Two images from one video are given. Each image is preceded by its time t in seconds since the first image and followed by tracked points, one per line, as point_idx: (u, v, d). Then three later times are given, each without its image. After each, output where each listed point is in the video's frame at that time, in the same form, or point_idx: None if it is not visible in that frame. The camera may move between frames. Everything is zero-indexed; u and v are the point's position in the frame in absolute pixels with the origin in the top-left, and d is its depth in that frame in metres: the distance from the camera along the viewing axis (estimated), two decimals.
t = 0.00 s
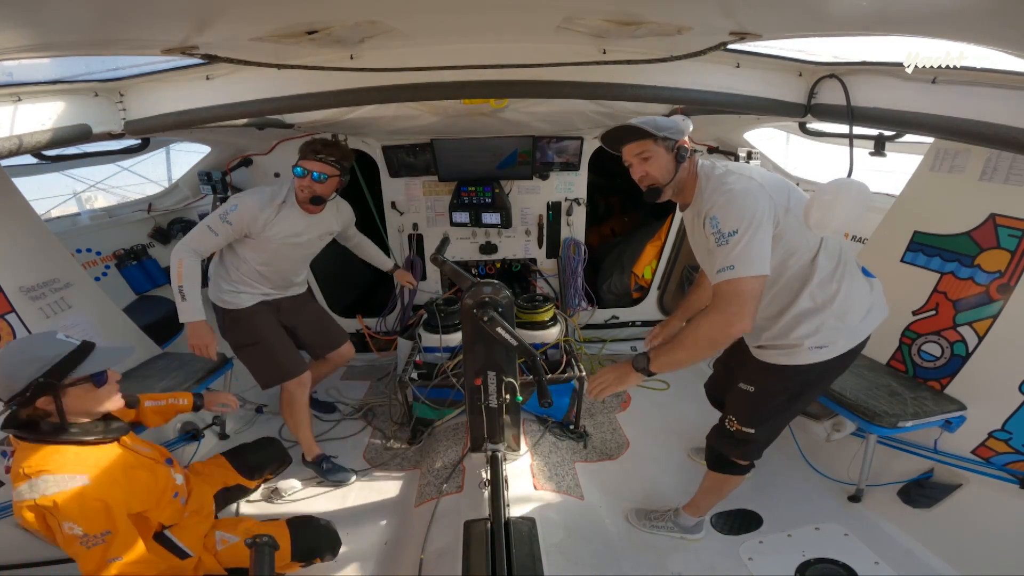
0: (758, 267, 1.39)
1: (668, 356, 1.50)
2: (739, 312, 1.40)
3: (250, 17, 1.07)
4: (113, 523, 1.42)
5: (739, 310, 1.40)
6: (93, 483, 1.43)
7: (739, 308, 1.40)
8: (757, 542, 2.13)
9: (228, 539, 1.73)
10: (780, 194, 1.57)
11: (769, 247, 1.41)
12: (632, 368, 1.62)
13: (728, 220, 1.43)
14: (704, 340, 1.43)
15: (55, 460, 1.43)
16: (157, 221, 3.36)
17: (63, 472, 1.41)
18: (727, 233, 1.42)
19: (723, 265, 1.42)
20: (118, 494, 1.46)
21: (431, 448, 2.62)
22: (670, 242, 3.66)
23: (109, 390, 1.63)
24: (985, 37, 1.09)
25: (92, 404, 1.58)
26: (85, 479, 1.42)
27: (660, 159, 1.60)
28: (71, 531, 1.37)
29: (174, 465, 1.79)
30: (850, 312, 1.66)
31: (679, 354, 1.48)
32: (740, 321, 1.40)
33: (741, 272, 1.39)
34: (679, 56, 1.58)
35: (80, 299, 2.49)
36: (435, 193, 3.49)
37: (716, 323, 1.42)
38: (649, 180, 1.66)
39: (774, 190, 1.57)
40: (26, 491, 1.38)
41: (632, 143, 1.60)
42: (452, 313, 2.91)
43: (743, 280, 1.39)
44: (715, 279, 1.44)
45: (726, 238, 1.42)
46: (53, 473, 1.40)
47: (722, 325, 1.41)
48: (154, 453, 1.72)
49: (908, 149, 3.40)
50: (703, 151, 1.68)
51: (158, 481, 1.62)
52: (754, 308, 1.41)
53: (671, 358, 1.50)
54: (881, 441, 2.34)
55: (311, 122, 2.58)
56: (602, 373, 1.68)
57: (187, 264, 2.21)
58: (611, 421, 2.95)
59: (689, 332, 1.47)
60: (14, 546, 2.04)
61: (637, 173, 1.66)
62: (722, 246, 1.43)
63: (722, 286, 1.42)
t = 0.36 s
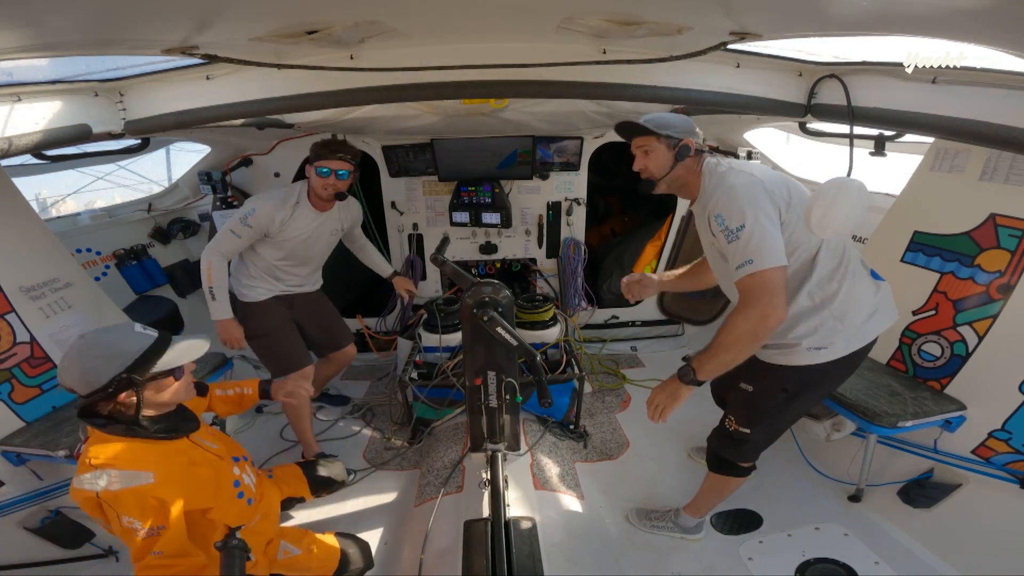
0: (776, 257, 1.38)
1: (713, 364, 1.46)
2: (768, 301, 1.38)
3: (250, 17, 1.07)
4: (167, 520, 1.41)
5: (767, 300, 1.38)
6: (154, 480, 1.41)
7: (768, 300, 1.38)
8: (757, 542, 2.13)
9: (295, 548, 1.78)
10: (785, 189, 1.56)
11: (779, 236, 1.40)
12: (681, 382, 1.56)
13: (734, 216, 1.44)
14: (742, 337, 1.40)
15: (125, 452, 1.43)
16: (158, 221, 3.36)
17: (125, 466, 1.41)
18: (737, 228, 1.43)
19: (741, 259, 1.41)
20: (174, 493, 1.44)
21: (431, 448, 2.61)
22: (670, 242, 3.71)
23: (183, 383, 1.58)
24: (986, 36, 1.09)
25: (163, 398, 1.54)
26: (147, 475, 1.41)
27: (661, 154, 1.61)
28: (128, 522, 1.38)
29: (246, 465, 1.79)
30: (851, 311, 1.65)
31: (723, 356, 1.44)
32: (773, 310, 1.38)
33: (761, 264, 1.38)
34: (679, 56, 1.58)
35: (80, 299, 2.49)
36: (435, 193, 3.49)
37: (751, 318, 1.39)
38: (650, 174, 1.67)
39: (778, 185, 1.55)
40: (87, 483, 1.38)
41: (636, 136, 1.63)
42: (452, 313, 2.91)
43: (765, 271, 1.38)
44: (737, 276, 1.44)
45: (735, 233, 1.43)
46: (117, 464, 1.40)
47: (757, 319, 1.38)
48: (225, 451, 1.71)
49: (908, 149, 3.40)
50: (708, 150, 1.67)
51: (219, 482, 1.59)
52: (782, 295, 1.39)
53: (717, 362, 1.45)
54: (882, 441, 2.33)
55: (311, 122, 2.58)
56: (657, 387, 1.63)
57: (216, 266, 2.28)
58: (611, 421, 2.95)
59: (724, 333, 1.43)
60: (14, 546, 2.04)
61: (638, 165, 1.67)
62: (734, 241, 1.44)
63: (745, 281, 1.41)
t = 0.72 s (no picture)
0: (761, 259, 1.38)
1: (688, 359, 1.49)
2: (747, 305, 1.40)
3: (251, 17, 1.07)
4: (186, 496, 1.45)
5: (745, 304, 1.40)
6: (190, 451, 1.42)
7: (746, 302, 1.40)
8: (757, 542, 2.13)
9: (313, 539, 1.77)
10: (783, 191, 1.55)
11: (768, 238, 1.40)
12: (653, 375, 1.60)
13: (724, 216, 1.45)
14: (719, 337, 1.43)
15: (180, 412, 1.46)
16: (157, 221, 3.37)
17: (173, 427, 1.43)
18: (726, 229, 1.43)
19: (727, 259, 1.42)
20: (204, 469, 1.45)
21: (431, 448, 2.61)
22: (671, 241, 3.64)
23: (225, 375, 1.39)
24: (986, 36, 1.09)
25: (209, 378, 1.41)
26: (187, 444, 1.43)
27: (658, 159, 1.62)
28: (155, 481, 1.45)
29: (304, 447, 1.74)
30: (854, 314, 1.64)
31: (696, 355, 1.47)
32: (751, 314, 1.40)
33: (745, 266, 1.39)
34: (679, 56, 1.58)
35: (80, 299, 2.49)
36: (435, 193, 3.49)
37: (729, 320, 1.41)
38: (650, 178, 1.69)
39: (776, 187, 1.54)
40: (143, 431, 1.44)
41: (634, 142, 1.64)
42: (452, 313, 2.91)
43: (748, 272, 1.39)
44: (722, 276, 1.45)
45: (725, 234, 1.44)
46: (167, 422, 1.44)
47: (734, 320, 1.41)
48: (289, 432, 1.65)
49: (908, 149, 3.40)
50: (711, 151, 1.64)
51: (256, 465, 1.57)
52: (764, 298, 1.41)
53: (690, 360, 1.48)
54: (882, 441, 2.33)
55: (311, 122, 2.58)
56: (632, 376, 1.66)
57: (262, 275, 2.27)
58: (611, 420, 2.95)
59: (701, 333, 1.46)
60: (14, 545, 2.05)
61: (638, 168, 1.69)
62: (722, 241, 1.45)
63: (728, 281, 1.42)
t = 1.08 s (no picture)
0: (775, 265, 1.37)
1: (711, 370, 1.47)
2: (769, 312, 1.38)
3: (251, 18, 1.07)
4: (252, 457, 1.46)
5: (768, 310, 1.38)
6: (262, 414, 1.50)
7: (768, 310, 1.38)
8: (757, 542, 2.13)
9: (339, 521, 1.88)
10: (785, 193, 1.54)
11: (780, 243, 1.39)
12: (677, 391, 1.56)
13: (733, 222, 1.44)
14: (744, 346, 1.41)
15: (261, 376, 1.56)
16: (157, 221, 3.39)
17: (254, 389, 1.53)
18: (738, 235, 1.42)
19: (740, 267, 1.41)
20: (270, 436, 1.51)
21: (431, 448, 2.61)
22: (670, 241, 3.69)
23: (287, 348, 1.45)
24: (986, 36, 1.09)
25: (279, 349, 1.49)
26: (264, 405, 1.51)
27: (662, 161, 1.61)
28: (223, 443, 1.47)
29: (360, 427, 1.82)
30: (858, 314, 1.64)
31: (721, 368, 1.46)
32: (774, 320, 1.38)
33: (761, 272, 1.37)
34: (679, 56, 1.58)
35: (80, 299, 2.49)
36: (434, 193, 3.49)
37: (751, 329, 1.40)
38: (651, 181, 1.68)
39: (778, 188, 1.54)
40: (225, 394, 1.52)
41: (636, 142, 1.62)
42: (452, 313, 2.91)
43: (763, 279, 1.37)
44: (737, 283, 1.43)
45: (736, 239, 1.43)
46: (249, 383, 1.54)
47: (755, 329, 1.39)
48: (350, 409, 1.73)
49: (908, 149, 3.40)
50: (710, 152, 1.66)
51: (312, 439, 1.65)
52: (783, 305, 1.39)
53: (714, 371, 1.46)
54: (882, 441, 2.34)
55: (311, 122, 2.58)
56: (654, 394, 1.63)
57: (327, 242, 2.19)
58: (612, 421, 2.95)
59: (724, 343, 1.44)
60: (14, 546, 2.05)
61: (638, 170, 1.68)
62: (734, 248, 1.43)
63: (743, 289, 1.41)
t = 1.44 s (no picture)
0: (765, 276, 1.35)
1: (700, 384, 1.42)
2: (769, 322, 1.35)
3: (251, 18, 1.07)
4: (232, 427, 1.48)
5: (767, 318, 1.36)
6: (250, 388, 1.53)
7: (768, 319, 1.36)
8: (757, 542, 2.13)
9: (328, 517, 1.92)
10: (763, 200, 1.52)
11: (767, 252, 1.38)
12: (659, 403, 1.48)
13: (716, 237, 1.43)
14: (743, 357, 1.37)
15: (259, 352, 1.61)
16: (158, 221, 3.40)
17: (250, 363, 1.58)
18: (721, 249, 1.41)
19: (732, 280, 1.38)
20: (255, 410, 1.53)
21: (431, 449, 2.63)
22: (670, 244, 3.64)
23: (286, 322, 1.51)
24: (987, 36, 1.09)
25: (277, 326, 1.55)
26: (255, 377, 1.56)
27: (643, 166, 1.61)
28: (210, 411, 1.51)
29: (354, 419, 1.82)
30: (845, 317, 1.64)
31: (714, 380, 1.41)
32: (775, 330, 1.36)
33: (753, 285, 1.35)
34: (679, 56, 1.58)
35: (80, 299, 2.49)
36: (435, 193, 3.49)
37: (751, 340, 1.36)
38: (628, 189, 1.67)
39: (755, 194, 1.51)
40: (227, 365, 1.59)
41: (616, 147, 1.61)
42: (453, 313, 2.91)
43: (758, 290, 1.35)
44: (728, 298, 1.41)
45: (720, 253, 1.42)
46: (247, 358, 1.59)
47: (760, 339, 1.36)
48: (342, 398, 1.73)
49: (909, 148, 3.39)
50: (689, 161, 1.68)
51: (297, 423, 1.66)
52: (781, 317, 1.37)
53: (708, 385, 1.41)
54: (881, 441, 2.34)
55: (311, 122, 2.58)
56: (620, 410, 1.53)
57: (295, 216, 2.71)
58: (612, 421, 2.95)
59: (724, 355, 1.39)
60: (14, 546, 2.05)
61: (616, 178, 1.67)
62: (722, 262, 1.41)
63: (737, 303, 1.38)
